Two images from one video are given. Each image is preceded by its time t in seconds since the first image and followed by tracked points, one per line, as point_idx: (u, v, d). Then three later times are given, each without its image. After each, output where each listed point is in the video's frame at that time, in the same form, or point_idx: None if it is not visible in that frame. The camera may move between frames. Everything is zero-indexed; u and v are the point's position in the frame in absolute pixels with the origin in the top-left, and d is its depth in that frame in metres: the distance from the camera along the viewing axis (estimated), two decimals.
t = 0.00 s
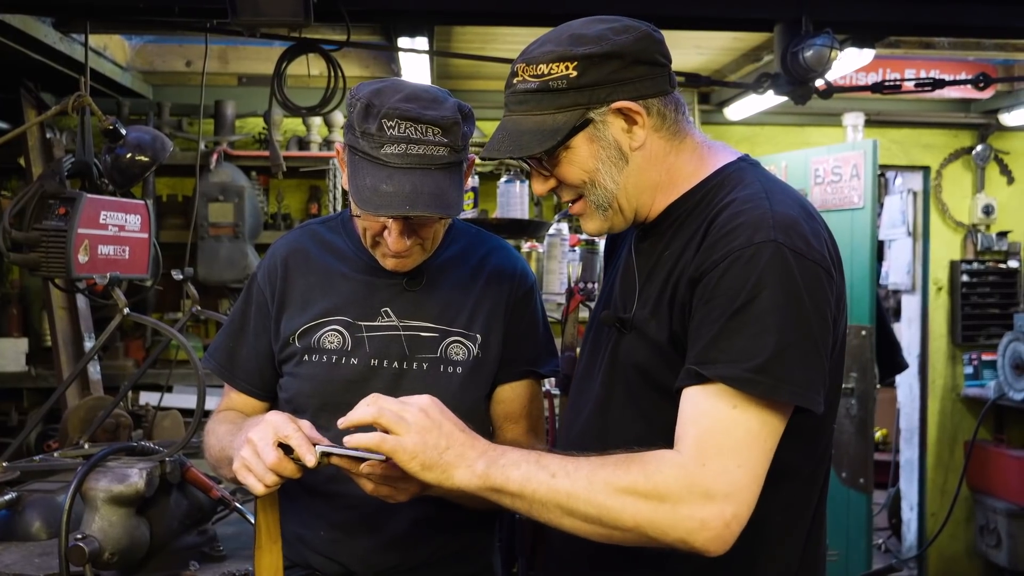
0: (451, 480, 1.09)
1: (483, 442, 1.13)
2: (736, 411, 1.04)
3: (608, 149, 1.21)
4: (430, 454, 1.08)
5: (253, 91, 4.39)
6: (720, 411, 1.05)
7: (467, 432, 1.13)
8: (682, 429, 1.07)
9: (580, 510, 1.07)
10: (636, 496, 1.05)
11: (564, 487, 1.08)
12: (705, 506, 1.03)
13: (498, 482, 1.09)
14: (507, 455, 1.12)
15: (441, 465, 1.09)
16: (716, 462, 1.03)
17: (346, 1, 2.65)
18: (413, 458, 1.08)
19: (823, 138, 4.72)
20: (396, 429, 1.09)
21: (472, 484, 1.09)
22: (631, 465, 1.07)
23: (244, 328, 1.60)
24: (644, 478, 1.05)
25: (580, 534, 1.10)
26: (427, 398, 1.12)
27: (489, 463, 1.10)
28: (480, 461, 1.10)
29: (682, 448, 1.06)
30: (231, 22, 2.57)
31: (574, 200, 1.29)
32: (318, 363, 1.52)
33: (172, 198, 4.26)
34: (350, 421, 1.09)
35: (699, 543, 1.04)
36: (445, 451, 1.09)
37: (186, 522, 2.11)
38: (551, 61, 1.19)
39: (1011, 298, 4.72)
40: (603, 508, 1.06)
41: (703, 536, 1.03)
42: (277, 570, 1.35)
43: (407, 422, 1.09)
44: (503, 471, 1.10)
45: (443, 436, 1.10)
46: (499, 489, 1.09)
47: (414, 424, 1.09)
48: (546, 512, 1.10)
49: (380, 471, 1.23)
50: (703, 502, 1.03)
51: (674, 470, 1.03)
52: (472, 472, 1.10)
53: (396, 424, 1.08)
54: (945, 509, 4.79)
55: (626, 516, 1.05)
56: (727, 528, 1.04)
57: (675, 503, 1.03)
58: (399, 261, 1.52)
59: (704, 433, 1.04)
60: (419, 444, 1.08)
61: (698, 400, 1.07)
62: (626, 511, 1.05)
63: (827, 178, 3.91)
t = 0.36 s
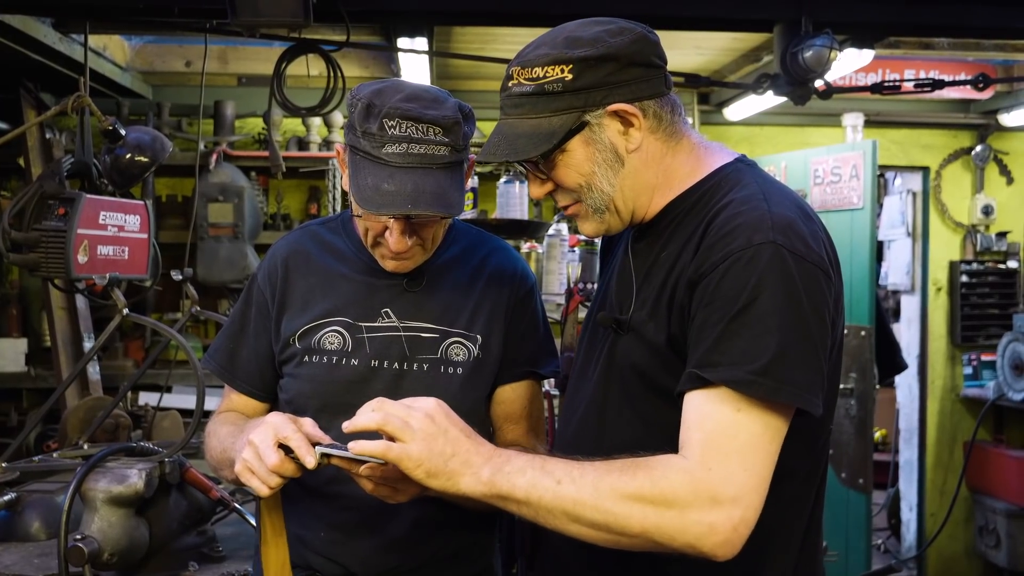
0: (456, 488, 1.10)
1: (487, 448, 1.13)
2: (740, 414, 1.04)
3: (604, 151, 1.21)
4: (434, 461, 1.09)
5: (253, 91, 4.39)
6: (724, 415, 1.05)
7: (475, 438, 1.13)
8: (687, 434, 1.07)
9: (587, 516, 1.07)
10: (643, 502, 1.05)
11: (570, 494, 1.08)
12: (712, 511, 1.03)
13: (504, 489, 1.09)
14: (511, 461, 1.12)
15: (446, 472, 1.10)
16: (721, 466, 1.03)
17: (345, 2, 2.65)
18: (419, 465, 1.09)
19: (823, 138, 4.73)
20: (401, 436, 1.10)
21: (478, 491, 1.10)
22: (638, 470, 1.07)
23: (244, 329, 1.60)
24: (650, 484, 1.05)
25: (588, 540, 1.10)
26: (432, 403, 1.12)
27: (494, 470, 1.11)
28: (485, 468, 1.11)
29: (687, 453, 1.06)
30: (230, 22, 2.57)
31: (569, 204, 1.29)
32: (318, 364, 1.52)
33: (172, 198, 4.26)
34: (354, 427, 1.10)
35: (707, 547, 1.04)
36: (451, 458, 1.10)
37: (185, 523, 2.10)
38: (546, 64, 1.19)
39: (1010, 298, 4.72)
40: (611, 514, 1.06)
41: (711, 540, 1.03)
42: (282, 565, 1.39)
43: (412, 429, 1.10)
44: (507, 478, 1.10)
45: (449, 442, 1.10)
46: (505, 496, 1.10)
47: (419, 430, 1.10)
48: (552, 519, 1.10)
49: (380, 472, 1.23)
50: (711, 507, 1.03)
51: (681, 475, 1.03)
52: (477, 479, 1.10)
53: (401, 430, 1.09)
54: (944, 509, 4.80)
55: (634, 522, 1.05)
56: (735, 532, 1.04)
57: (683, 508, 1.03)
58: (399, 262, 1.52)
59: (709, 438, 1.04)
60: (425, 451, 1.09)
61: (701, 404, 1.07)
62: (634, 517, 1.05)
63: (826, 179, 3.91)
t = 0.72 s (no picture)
0: (434, 484, 1.08)
1: (465, 443, 1.11)
2: (729, 411, 1.04)
3: (606, 146, 1.21)
4: (413, 457, 1.07)
5: (253, 91, 4.38)
6: (712, 411, 1.04)
7: (453, 434, 1.11)
8: (672, 430, 1.07)
9: (565, 511, 1.06)
10: (622, 498, 1.04)
11: (548, 490, 1.07)
12: (692, 506, 1.02)
13: (482, 485, 1.08)
14: (490, 456, 1.10)
15: (424, 468, 1.08)
16: (704, 462, 1.02)
17: (345, 1, 2.64)
18: (396, 461, 1.07)
19: (823, 138, 4.72)
20: (379, 432, 1.07)
21: (455, 487, 1.08)
22: (618, 465, 1.07)
23: (244, 326, 1.60)
24: (630, 478, 1.04)
25: (567, 535, 1.09)
26: (410, 397, 1.10)
27: (473, 465, 1.09)
28: (463, 464, 1.09)
29: (670, 449, 1.05)
30: (229, 21, 2.57)
31: (569, 198, 1.28)
32: (317, 363, 1.52)
33: (171, 198, 4.25)
34: (331, 422, 1.07)
35: (685, 543, 1.04)
36: (429, 453, 1.08)
37: (184, 522, 2.10)
38: (551, 57, 1.19)
39: (1010, 298, 4.72)
40: (590, 509, 1.05)
41: (690, 535, 1.03)
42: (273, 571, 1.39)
43: (390, 424, 1.07)
44: (486, 474, 1.08)
45: (427, 438, 1.08)
46: (484, 492, 1.08)
47: (397, 426, 1.08)
48: (530, 515, 1.09)
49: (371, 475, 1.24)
50: (691, 502, 1.02)
51: (663, 470, 1.03)
52: (455, 475, 1.08)
53: (379, 426, 1.07)
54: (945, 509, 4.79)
55: (612, 517, 1.05)
56: (713, 528, 1.04)
57: (663, 503, 1.03)
58: (398, 257, 1.51)
59: (693, 434, 1.04)
60: (402, 447, 1.07)
61: (692, 398, 1.06)
62: (612, 512, 1.05)
63: (826, 178, 3.91)
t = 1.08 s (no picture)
0: (468, 501, 1.08)
1: (498, 459, 1.11)
2: (758, 414, 1.04)
3: (617, 136, 1.21)
4: (446, 473, 1.06)
5: (252, 90, 4.38)
6: (741, 416, 1.04)
7: (486, 449, 1.11)
8: (704, 436, 1.06)
9: (605, 525, 1.06)
10: (664, 507, 1.04)
11: (587, 502, 1.06)
12: (735, 513, 1.02)
13: (518, 500, 1.08)
14: (525, 470, 1.10)
15: (458, 484, 1.07)
16: (742, 467, 1.02)
17: None
18: (430, 478, 1.06)
19: (823, 137, 4.72)
20: (411, 447, 1.06)
21: (490, 503, 1.07)
22: (657, 475, 1.06)
23: (243, 325, 1.59)
24: (671, 487, 1.04)
25: (606, 548, 1.09)
26: (443, 413, 1.10)
27: (508, 480, 1.09)
28: (498, 479, 1.09)
29: (706, 456, 1.05)
30: (229, 21, 2.56)
31: (577, 185, 1.28)
32: (316, 362, 1.51)
33: (170, 197, 4.24)
34: (363, 438, 1.07)
35: (731, 551, 1.03)
36: (463, 470, 1.07)
37: (184, 522, 2.09)
38: (567, 43, 1.18)
39: (1010, 298, 4.71)
40: (632, 521, 1.04)
41: (734, 542, 1.03)
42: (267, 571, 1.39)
43: (423, 441, 1.06)
44: (523, 488, 1.08)
45: (461, 453, 1.08)
46: (520, 507, 1.08)
47: (430, 441, 1.07)
48: (568, 529, 1.08)
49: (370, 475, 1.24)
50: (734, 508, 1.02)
51: (703, 478, 1.02)
52: (491, 491, 1.08)
53: (411, 440, 1.06)
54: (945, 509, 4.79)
55: (656, 528, 1.04)
56: (757, 533, 1.03)
57: (704, 512, 1.03)
58: (398, 257, 1.51)
59: (727, 440, 1.04)
60: (436, 463, 1.06)
61: (719, 405, 1.06)
62: (655, 523, 1.04)
63: (826, 178, 3.90)
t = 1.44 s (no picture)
0: (484, 500, 1.07)
1: (514, 456, 1.10)
2: (778, 414, 1.04)
3: (639, 128, 1.21)
4: (462, 471, 1.06)
5: (252, 90, 4.38)
6: (761, 416, 1.04)
7: (502, 447, 1.10)
8: (722, 436, 1.06)
9: (622, 524, 1.05)
10: (682, 507, 1.03)
11: (604, 501, 1.06)
12: (753, 513, 1.01)
13: (535, 499, 1.07)
14: (540, 469, 1.10)
15: (474, 482, 1.06)
16: (761, 467, 1.02)
17: None
18: (446, 475, 1.05)
19: (824, 137, 4.72)
20: (428, 444, 1.06)
21: (507, 502, 1.07)
22: (675, 475, 1.05)
23: (244, 326, 1.59)
24: (689, 488, 1.03)
25: (622, 548, 1.08)
26: (460, 410, 1.09)
27: (524, 479, 1.08)
28: (514, 477, 1.08)
29: (723, 456, 1.04)
30: (229, 21, 2.56)
31: (591, 175, 1.27)
32: (317, 363, 1.51)
33: (170, 198, 4.23)
34: (379, 435, 1.06)
35: (748, 551, 1.03)
36: (479, 467, 1.06)
37: (184, 523, 2.09)
38: (597, 29, 1.18)
39: (1010, 298, 4.71)
40: (650, 520, 1.04)
41: (752, 543, 1.02)
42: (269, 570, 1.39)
43: (439, 437, 1.06)
44: (538, 486, 1.08)
45: (477, 451, 1.07)
46: (535, 505, 1.07)
47: (446, 438, 1.06)
48: (584, 528, 1.08)
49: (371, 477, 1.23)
50: (751, 508, 1.01)
51: (721, 478, 1.02)
52: (506, 489, 1.07)
53: (427, 438, 1.05)
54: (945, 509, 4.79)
55: (674, 528, 1.03)
56: (775, 533, 1.03)
57: (722, 511, 1.02)
58: (400, 258, 1.50)
59: (745, 439, 1.03)
60: (453, 461, 1.05)
61: (739, 404, 1.06)
62: (673, 522, 1.03)
63: (826, 178, 3.90)
